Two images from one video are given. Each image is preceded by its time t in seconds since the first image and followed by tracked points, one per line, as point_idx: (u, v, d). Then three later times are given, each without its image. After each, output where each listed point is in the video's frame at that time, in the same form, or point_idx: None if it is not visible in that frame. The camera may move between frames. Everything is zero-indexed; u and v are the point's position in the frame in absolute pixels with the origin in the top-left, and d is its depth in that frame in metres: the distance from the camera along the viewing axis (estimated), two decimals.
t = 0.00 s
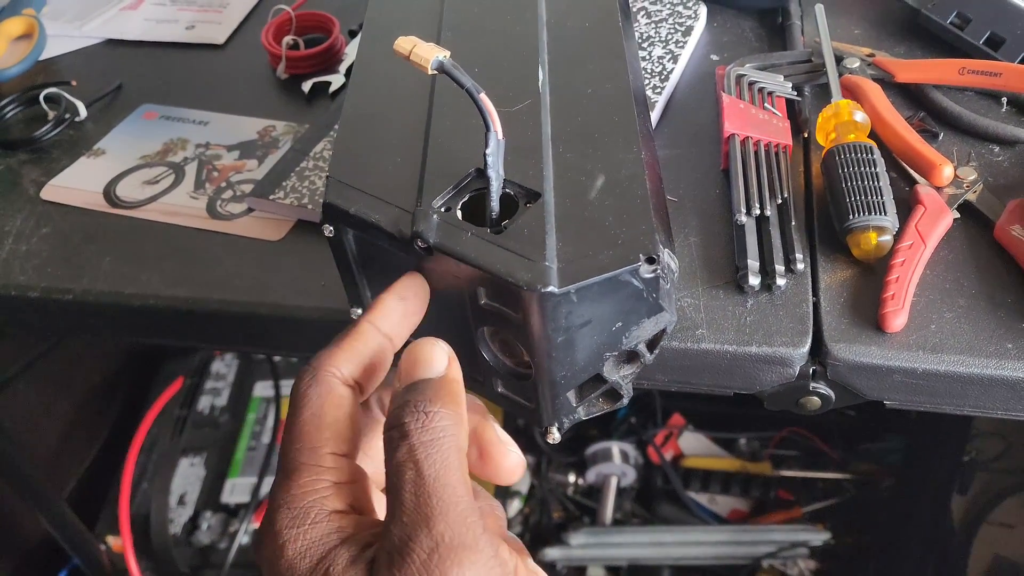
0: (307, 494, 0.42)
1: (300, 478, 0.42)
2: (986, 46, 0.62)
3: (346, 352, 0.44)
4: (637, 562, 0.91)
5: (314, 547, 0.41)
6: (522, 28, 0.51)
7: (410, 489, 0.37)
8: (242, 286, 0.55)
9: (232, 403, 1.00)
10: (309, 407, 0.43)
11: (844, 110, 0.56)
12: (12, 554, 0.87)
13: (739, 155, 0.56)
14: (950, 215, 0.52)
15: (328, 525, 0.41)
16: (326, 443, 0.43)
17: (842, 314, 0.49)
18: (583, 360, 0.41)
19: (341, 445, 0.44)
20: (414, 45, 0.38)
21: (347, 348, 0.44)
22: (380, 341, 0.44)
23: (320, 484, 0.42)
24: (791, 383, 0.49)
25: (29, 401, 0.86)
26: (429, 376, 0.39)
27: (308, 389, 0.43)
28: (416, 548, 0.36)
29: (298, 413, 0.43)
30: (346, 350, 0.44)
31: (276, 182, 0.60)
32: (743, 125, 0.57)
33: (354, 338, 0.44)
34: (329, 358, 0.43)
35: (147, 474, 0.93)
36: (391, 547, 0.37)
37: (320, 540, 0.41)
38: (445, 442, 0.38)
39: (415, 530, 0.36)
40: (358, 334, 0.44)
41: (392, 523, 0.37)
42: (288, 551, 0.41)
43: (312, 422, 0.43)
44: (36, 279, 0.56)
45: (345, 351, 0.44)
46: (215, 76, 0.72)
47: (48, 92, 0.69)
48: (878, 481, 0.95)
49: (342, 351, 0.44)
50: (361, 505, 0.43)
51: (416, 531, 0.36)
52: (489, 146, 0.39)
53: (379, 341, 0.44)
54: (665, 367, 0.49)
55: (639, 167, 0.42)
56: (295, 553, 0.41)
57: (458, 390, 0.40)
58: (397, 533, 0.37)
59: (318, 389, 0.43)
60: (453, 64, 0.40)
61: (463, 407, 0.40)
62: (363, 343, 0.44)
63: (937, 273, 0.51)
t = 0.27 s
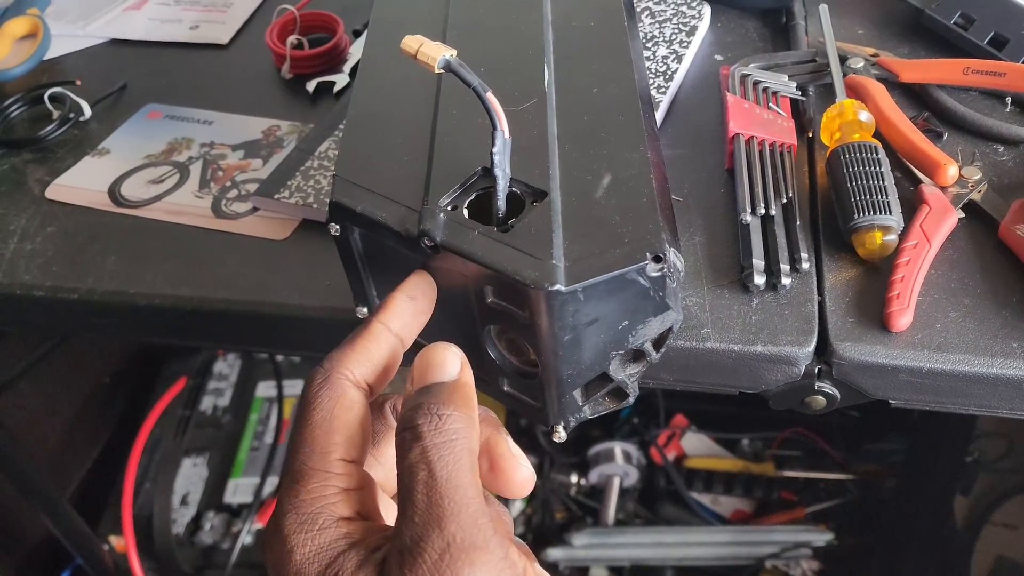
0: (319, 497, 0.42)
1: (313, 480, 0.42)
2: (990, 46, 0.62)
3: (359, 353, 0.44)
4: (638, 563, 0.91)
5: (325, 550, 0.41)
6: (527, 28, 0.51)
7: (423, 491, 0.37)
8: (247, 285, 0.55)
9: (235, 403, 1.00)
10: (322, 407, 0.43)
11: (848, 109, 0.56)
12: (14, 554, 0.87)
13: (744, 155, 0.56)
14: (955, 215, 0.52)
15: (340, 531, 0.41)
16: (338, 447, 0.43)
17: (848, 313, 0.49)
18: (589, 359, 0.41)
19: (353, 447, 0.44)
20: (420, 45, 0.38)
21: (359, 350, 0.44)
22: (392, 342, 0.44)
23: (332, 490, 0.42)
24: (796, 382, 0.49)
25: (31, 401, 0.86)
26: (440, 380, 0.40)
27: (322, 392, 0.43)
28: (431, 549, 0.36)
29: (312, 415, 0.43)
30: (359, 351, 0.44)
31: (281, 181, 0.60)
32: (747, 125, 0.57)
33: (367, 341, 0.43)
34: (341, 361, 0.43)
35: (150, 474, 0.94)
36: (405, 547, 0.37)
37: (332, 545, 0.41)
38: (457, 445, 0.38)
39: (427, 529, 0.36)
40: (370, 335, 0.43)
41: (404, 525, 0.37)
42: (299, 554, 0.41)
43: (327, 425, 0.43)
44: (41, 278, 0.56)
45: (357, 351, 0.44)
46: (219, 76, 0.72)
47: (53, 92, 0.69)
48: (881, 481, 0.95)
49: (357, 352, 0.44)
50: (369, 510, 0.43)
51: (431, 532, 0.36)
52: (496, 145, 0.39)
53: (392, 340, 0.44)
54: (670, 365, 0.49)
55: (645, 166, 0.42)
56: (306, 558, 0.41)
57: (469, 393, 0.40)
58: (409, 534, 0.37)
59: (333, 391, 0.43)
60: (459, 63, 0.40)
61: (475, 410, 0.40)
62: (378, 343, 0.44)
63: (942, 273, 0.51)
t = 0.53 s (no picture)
0: (320, 500, 0.42)
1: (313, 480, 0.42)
2: (992, 49, 0.62)
3: (365, 353, 0.44)
4: (641, 565, 0.91)
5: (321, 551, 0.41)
6: (531, 31, 0.51)
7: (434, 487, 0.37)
8: (252, 287, 0.55)
9: (237, 404, 1.00)
10: (329, 405, 0.43)
11: (852, 112, 0.56)
12: (17, 555, 0.87)
13: (747, 158, 0.56)
14: (958, 218, 0.52)
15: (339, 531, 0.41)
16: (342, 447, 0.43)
17: (851, 316, 0.49)
18: (593, 362, 0.41)
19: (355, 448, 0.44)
20: (426, 48, 0.39)
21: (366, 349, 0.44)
22: (395, 343, 0.44)
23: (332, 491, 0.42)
24: (800, 385, 0.49)
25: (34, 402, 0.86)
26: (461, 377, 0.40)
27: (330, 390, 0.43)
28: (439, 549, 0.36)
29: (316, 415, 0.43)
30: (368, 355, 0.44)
31: (285, 183, 0.60)
32: (751, 128, 0.57)
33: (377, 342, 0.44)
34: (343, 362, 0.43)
35: (152, 475, 0.94)
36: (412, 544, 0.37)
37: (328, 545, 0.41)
38: (469, 443, 0.38)
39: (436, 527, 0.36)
40: (372, 335, 0.44)
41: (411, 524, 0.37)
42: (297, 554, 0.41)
43: (331, 425, 0.43)
44: (46, 280, 0.56)
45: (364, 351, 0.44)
46: (223, 78, 0.72)
47: (57, 94, 0.69)
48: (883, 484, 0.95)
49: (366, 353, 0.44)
50: (368, 511, 0.43)
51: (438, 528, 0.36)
52: (501, 148, 0.39)
53: (399, 343, 0.44)
54: (674, 368, 0.49)
55: (650, 169, 0.42)
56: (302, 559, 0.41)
57: (484, 394, 0.40)
58: (415, 533, 0.37)
59: (344, 391, 0.44)
60: (465, 66, 0.40)
61: (487, 408, 0.40)
62: (389, 347, 0.44)
63: (945, 276, 0.51)
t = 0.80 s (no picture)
0: (292, 478, 0.39)
1: (270, 460, 0.40)
2: (989, 56, 0.62)
3: (221, 323, 0.42)
4: (639, 568, 0.91)
5: (337, 540, 0.38)
6: (531, 38, 0.51)
7: (547, 511, 0.35)
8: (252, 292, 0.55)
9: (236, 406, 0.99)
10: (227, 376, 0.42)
11: (849, 119, 0.56)
12: (16, 557, 0.87)
13: (745, 164, 0.56)
14: (954, 225, 0.52)
15: (331, 509, 0.39)
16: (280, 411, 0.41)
17: (848, 321, 0.50)
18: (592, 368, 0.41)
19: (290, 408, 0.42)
20: (426, 55, 0.39)
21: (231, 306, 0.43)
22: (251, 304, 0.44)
23: (294, 460, 0.40)
24: (797, 391, 0.49)
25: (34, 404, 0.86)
26: (584, 370, 0.34)
27: (217, 359, 0.42)
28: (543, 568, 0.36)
29: (230, 386, 0.42)
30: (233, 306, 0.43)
31: (285, 188, 0.61)
32: (749, 134, 0.58)
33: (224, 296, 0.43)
34: (221, 339, 0.42)
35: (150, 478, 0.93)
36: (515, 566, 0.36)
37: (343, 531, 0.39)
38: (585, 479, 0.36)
39: (543, 550, 0.35)
40: (227, 305, 0.43)
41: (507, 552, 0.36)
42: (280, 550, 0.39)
43: (252, 389, 0.41)
44: (47, 284, 0.56)
45: (234, 307, 0.43)
46: (224, 83, 0.72)
47: (58, 98, 0.70)
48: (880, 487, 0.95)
49: (232, 307, 0.43)
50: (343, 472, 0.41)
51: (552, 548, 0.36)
52: (500, 156, 0.40)
53: (240, 293, 0.44)
54: (672, 374, 0.50)
55: (647, 176, 0.43)
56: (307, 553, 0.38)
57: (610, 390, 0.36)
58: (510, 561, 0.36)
59: (229, 355, 0.42)
60: (464, 74, 0.40)
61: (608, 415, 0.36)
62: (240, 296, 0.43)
63: (942, 282, 0.51)
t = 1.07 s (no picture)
0: (422, 383, 0.40)
1: (397, 371, 0.41)
2: (989, 55, 0.62)
3: (340, 255, 0.43)
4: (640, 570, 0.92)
5: (463, 444, 0.39)
6: (529, 36, 0.51)
7: (667, 456, 0.38)
8: (249, 290, 0.55)
9: (233, 408, 1.00)
10: (348, 297, 0.42)
11: (848, 117, 0.56)
12: (13, 558, 0.87)
13: (744, 163, 0.56)
14: (954, 223, 0.52)
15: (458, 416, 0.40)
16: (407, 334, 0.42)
17: (848, 320, 0.49)
18: (589, 366, 0.41)
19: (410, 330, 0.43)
20: (423, 52, 0.39)
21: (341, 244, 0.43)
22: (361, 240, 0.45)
23: (420, 373, 0.41)
24: (796, 390, 0.49)
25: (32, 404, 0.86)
26: (741, 375, 0.39)
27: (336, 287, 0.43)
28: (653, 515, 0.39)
29: (358, 306, 0.42)
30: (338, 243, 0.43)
31: (282, 187, 0.61)
32: (748, 132, 0.57)
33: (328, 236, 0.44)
34: (343, 263, 0.43)
35: (148, 478, 0.94)
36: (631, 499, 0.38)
37: (470, 435, 0.40)
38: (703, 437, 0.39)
39: (650, 497, 0.39)
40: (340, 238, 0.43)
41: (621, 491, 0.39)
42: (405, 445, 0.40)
43: (373, 312, 0.42)
44: (43, 282, 0.56)
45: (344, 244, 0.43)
46: (222, 81, 0.72)
47: (54, 96, 0.69)
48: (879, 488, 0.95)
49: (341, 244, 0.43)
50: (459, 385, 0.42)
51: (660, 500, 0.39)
52: (498, 153, 0.39)
53: (347, 235, 0.44)
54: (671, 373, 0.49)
55: (646, 173, 0.43)
56: (436, 448, 0.39)
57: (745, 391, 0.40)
58: (624, 499, 0.38)
59: (352, 283, 0.43)
60: (462, 70, 0.40)
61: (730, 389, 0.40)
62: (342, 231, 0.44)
63: (941, 281, 0.51)
